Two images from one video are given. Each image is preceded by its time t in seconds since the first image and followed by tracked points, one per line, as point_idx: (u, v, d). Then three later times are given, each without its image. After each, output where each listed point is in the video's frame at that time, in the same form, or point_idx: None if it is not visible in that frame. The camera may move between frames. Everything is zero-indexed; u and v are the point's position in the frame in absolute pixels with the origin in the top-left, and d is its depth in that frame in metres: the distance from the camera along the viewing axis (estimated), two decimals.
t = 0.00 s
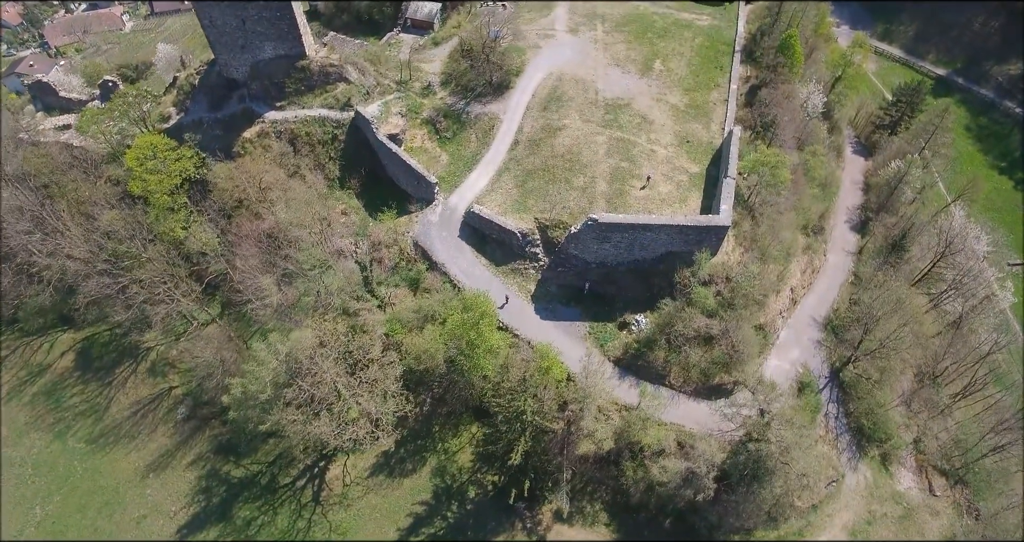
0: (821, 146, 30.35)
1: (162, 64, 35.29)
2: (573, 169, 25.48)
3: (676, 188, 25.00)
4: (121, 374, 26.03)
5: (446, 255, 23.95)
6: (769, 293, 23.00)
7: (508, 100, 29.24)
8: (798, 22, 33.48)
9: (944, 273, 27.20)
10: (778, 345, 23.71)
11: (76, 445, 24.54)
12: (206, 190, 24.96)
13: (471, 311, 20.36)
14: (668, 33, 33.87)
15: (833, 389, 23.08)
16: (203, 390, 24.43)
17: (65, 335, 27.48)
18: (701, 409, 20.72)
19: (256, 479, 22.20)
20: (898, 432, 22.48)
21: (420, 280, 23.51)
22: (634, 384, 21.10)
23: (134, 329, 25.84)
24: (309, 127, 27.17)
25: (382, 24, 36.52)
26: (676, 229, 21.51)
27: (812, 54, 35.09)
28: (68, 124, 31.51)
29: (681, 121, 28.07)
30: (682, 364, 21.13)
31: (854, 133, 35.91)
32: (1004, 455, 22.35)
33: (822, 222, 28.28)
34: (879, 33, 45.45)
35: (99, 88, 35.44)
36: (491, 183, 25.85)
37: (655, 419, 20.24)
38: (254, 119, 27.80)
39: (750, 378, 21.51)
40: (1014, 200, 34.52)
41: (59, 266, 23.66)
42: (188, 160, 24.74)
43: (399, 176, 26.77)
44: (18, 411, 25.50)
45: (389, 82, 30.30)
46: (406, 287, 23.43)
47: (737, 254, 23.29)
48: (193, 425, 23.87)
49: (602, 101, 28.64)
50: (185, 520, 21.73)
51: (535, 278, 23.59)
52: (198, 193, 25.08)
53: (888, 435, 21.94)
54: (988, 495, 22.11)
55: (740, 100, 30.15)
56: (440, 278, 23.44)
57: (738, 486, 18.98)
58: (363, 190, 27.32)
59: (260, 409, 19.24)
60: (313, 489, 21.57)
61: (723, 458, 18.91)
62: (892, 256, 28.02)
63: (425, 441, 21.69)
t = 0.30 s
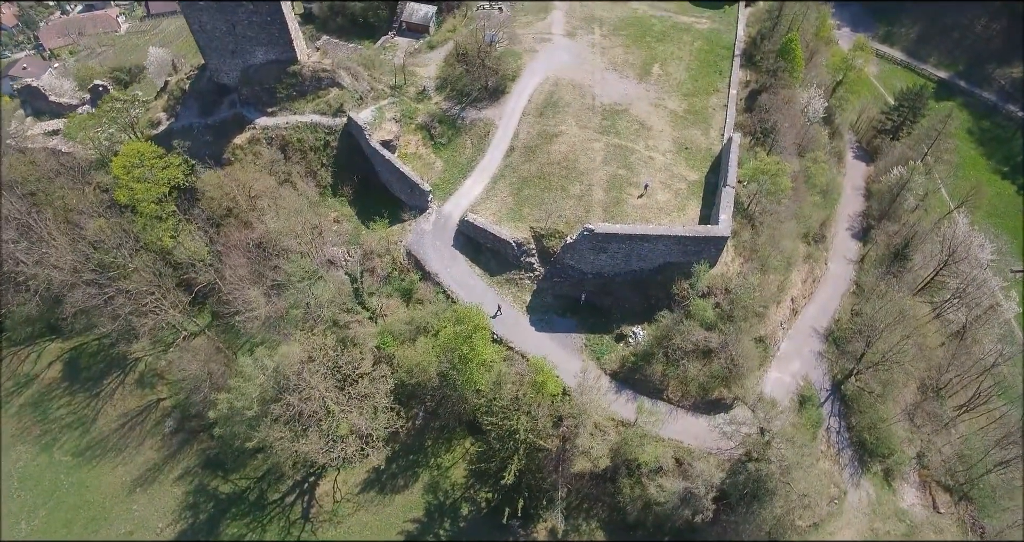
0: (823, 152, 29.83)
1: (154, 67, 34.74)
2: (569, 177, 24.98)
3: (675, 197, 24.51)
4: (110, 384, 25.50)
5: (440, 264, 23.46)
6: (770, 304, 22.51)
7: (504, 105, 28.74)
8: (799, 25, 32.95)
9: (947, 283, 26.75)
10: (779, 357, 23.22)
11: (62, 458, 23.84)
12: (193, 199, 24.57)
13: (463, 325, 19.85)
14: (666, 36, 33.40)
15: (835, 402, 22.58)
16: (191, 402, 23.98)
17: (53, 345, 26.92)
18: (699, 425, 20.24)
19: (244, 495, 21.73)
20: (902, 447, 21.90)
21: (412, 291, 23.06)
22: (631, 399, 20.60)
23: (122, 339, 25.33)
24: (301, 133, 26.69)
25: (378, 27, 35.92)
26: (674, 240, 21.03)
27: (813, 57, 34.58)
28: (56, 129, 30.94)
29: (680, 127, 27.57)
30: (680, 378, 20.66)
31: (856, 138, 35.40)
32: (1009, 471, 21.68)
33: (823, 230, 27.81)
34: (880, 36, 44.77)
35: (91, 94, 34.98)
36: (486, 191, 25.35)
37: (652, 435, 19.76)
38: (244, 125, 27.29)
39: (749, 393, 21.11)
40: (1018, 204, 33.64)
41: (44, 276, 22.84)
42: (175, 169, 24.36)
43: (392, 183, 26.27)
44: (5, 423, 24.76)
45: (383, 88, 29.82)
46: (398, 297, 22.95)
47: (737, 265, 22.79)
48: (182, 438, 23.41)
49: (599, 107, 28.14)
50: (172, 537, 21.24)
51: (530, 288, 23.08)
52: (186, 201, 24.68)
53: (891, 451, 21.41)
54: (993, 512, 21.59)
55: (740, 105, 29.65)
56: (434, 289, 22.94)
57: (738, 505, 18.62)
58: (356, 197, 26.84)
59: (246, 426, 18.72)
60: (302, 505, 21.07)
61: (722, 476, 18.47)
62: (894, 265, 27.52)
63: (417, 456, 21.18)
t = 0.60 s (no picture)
0: (825, 158, 29.37)
1: (148, 71, 34.25)
2: (567, 184, 24.54)
3: (674, 204, 24.07)
4: (99, 395, 24.93)
5: (434, 273, 22.99)
6: (771, 315, 22.07)
7: (501, 110, 28.29)
8: (800, 28, 32.50)
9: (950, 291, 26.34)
10: (780, 368, 22.74)
11: (50, 470, 23.24)
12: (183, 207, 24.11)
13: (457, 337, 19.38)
14: (666, 39, 32.96)
15: (838, 415, 22.14)
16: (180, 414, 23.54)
17: (42, 353, 26.29)
18: (699, 439, 19.80)
19: (234, 510, 21.32)
20: (905, 461, 21.47)
21: (406, 300, 22.48)
22: (629, 412, 20.14)
23: (111, 349, 24.71)
24: (294, 139, 26.22)
25: (374, 29, 35.46)
26: (673, 249, 20.58)
27: (815, 60, 34.11)
28: (47, 133, 30.47)
29: (680, 132, 27.13)
30: (679, 391, 20.21)
31: (858, 142, 34.90)
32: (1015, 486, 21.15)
33: (825, 237, 27.33)
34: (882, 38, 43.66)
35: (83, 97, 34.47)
36: (483, 197, 24.89)
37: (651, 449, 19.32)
38: (236, 130, 26.80)
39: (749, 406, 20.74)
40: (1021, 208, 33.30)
41: (31, 285, 22.32)
42: (164, 177, 23.91)
43: (387, 190, 25.81)
44: None
45: (378, 92, 29.36)
46: (392, 306, 22.48)
47: (737, 275, 22.36)
48: (171, 451, 22.94)
49: (597, 112, 27.71)
50: None
51: (527, 297, 22.62)
52: (175, 210, 24.23)
53: (895, 465, 20.94)
54: (998, 528, 21.08)
55: (740, 110, 29.22)
56: (428, 298, 22.48)
57: (738, 523, 18.36)
58: (350, 203, 26.37)
59: (234, 441, 18.28)
60: (293, 521, 20.63)
61: (722, 493, 18.08)
62: (897, 273, 27.05)
63: (410, 470, 20.69)
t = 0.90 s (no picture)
0: (826, 164, 28.85)
1: (138, 75, 33.64)
2: (563, 191, 24.04)
3: (672, 212, 23.57)
4: (86, 407, 24.29)
5: (428, 283, 22.45)
6: (772, 327, 21.57)
7: (497, 115, 27.78)
8: (802, 31, 32.03)
9: (954, 300, 25.79)
10: (782, 381, 22.22)
11: (36, 484, 22.41)
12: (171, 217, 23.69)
13: (450, 351, 18.85)
14: (665, 43, 32.46)
15: (840, 429, 21.63)
16: (167, 428, 23.02)
17: (29, 364, 25.61)
18: (699, 456, 19.30)
19: (222, 527, 20.81)
20: (910, 476, 20.96)
21: (399, 311, 21.99)
22: (626, 428, 19.63)
23: (96, 361, 23.97)
24: (286, 145, 25.71)
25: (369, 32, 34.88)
26: (672, 260, 20.07)
27: (816, 64, 33.60)
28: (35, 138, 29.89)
29: (679, 138, 26.63)
30: (678, 406, 19.72)
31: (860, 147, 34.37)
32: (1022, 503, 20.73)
33: (827, 245, 26.81)
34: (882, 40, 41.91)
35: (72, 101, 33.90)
36: (478, 205, 24.37)
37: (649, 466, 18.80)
38: (226, 136, 26.29)
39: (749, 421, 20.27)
40: None
41: (15, 296, 21.77)
42: (152, 187, 23.54)
43: (380, 197, 25.28)
44: None
45: (372, 96, 28.83)
46: (385, 317, 21.95)
47: (737, 286, 21.87)
48: (158, 465, 22.42)
49: (595, 117, 27.20)
50: None
51: (522, 308, 22.10)
52: (162, 219, 23.88)
53: (899, 481, 20.42)
54: None
55: (740, 115, 28.73)
56: (421, 309, 21.93)
57: None
58: (342, 211, 25.82)
59: (221, 459, 17.77)
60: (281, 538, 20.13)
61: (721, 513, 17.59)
62: (900, 281, 26.54)
63: (402, 486, 20.13)
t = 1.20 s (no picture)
0: (828, 169, 28.39)
1: (130, 78, 33.05)
2: (560, 198, 23.57)
3: (671, 220, 23.11)
4: (74, 417, 23.73)
5: (422, 293, 21.97)
6: (772, 338, 21.09)
7: (493, 120, 27.30)
8: (802, 35, 31.63)
9: (959, 309, 25.31)
10: (783, 393, 21.77)
11: (22, 497, 22.09)
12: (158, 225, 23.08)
13: (442, 365, 18.30)
14: (665, 46, 32.01)
15: (843, 442, 21.18)
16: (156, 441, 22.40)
17: (18, 373, 24.99)
18: (699, 471, 18.84)
19: None
20: (914, 491, 20.46)
21: (392, 321, 21.42)
22: (624, 443, 19.17)
23: (84, 372, 23.53)
24: (278, 151, 25.24)
25: (365, 34, 34.33)
26: (671, 271, 19.61)
27: (817, 67, 33.15)
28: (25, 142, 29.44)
29: (678, 143, 26.19)
30: (677, 420, 19.28)
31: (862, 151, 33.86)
32: None
33: (829, 252, 26.32)
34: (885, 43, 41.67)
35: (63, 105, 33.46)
36: (473, 212, 23.90)
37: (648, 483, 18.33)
38: (218, 141, 25.77)
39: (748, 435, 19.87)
40: None
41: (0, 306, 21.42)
42: (139, 194, 22.93)
43: (374, 204, 24.81)
44: None
45: (366, 100, 28.32)
46: (378, 327, 21.48)
47: (737, 296, 21.44)
48: (147, 479, 21.92)
49: (593, 122, 26.73)
50: None
51: (518, 318, 21.62)
52: (150, 227, 23.37)
53: (903, 496, 19.91)
54: None
55: (741, 120, 28.28)
56: (415, 320, 21.43)
57: None
58: (336, 218, 25.36)
59: (207, 477, 17.34)
60: None
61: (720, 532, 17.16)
62: (904, 290, 26.05)
63: (394, 502, 19.69)
